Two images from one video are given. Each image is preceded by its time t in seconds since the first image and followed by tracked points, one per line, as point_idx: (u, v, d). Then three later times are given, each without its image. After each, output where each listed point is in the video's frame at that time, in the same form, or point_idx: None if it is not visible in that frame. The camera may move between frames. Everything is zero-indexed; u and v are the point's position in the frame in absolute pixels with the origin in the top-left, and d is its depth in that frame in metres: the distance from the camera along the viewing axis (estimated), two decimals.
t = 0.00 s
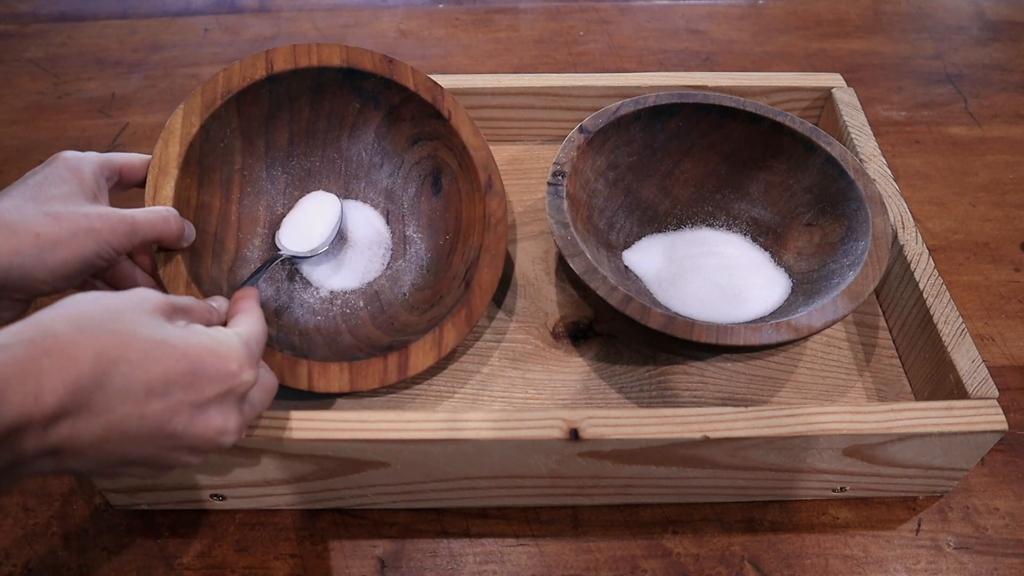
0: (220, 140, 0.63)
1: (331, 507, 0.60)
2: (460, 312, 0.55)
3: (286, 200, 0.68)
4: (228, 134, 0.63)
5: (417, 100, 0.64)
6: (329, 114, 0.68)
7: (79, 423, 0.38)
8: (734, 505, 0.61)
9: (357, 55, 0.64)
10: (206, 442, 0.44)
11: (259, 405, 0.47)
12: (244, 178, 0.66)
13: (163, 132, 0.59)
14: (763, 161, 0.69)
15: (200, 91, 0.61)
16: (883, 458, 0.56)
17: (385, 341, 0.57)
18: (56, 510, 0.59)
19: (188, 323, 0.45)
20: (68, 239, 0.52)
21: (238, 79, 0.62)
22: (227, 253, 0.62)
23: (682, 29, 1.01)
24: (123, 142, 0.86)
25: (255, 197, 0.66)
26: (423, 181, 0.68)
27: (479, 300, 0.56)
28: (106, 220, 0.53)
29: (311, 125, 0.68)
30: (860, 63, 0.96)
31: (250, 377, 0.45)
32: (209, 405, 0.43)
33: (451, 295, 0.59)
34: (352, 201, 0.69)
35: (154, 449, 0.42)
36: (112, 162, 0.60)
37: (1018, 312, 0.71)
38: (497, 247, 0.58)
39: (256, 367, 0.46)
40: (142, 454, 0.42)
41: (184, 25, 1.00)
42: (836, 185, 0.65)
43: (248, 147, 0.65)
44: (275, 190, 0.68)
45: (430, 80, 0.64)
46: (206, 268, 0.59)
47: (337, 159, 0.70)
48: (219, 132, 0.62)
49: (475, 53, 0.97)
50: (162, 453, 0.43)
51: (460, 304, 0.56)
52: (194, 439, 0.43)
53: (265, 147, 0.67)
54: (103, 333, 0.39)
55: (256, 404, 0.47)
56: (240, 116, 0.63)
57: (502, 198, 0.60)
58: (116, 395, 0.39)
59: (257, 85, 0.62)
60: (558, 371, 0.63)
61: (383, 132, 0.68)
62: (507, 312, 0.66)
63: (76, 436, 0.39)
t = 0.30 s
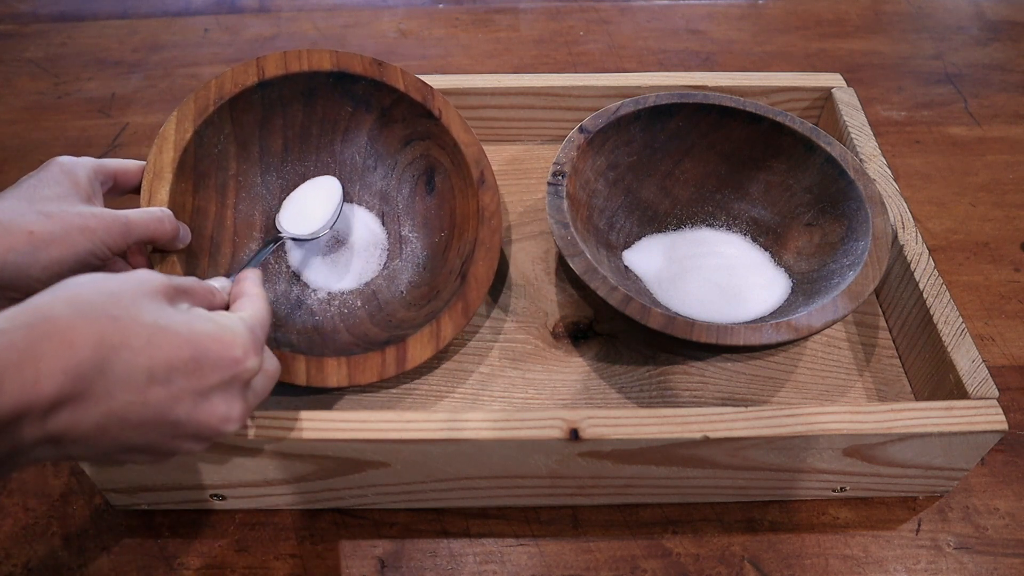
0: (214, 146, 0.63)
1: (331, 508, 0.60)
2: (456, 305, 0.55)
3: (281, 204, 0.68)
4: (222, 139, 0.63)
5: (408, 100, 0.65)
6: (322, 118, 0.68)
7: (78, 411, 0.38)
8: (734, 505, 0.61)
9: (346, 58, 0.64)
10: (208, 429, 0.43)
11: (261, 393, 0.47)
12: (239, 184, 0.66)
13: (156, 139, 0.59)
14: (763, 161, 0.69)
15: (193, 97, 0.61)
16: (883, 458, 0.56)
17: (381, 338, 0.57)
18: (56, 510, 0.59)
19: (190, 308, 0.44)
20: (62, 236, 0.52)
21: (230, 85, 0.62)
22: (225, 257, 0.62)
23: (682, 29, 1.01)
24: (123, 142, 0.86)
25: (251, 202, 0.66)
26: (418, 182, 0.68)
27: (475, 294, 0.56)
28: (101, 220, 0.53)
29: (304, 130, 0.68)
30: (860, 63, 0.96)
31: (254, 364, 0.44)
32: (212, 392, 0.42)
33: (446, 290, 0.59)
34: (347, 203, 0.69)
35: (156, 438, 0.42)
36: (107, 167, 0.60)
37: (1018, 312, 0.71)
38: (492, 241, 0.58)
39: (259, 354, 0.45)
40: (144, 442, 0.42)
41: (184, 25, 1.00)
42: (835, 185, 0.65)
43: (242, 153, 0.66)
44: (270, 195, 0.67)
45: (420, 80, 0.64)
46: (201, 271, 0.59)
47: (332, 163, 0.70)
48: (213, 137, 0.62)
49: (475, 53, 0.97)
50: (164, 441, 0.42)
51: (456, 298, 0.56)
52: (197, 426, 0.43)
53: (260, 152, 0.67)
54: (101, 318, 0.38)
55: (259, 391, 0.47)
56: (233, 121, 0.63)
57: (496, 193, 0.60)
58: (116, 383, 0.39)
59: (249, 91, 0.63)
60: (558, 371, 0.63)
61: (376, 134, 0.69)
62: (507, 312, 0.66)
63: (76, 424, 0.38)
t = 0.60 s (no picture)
0: (211, 149, 0.63)
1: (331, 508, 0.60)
2: (454, 299, 0.55)
3: (280, 207, 0.68)
4: (219, 143, 0.64)
5: (403, 99, 0.65)
6: (318, 121, 0.68)
7: (86, 399, 0.36)
8: (734, 505, 0.61)
9: (341, 60, 0.65)
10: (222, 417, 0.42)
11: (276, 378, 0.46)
12: (237, 187, 0.66)
13: (154, 143, 0.60)
14: (762, 160, 0.69)
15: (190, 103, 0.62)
16: (883, 458, 0.56)
17: (380, 335, 0.57)
18: (56, 511, 0.59)
19: (203, 289, 0.42)
20: (59, 235, 0.51)
21: (226, 89, 0.63)
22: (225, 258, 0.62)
23: (682, 29, 1.01)
24: (123, 142, 0.86)
25: (249, 206, 0.66)
26: (415, 181, 0.68)
27: (473, 287, 0.56)
28: (98, 219, 0.53)
29: (300, 133, 0.68)
30: (860, 63, 0.96)
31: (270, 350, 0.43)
32: (227, 379, 0.41)
33: (446, 285, 0.59)
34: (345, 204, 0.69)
35: (169, 426, 0.40)
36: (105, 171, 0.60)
37: (1018, 312, 0.71)
38: (489, 237, 0.58)
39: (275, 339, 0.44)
40: (155, 430, 0.40)
41: (184, 25, 1.00)
42: (835, 185, 0.65)
43: (239, 156, 0.66)
44: (268, 198, 0.67)
45: (413, 80, 0.65)
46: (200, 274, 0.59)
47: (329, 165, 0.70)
48: (209, 140, 0.63)
49: (475, 53, 0.97)
50: (176, 429, 0.41)
51: (455, 292, 0.56)
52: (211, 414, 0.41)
53: (257, 156, 0.67)
54: (109, 302, 0.36)
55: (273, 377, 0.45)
56: (229, 125, 0.64)
57: (492, 188, 0.60)
58: (127, 369, 0.37)
59: (245, 95, 0.63)
60: (558, 371, 0.63)
61: (372, 135, 0.69)
62: (508, 312, 0.66)
63: (83, 412, 0.36)
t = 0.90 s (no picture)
0: (204, 162, 0.63)
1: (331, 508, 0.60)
2: (454, 279, 0.55)
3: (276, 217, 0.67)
4: (211, 155, 0.64)
5: (388, 103, 0.65)
6: (307, 132, 0.68)
7: (173, 350, 0.35)
8: (734, 506, 0.61)
9: (324, 70, 0.65)
10: (303, 373, 0.42)
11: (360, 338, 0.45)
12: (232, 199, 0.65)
13: (148, 156, 0.60)
14: (762, 160, 0.69)
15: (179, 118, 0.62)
16: (883, 458, 0.56)
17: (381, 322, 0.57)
18: (56, 511, 0.59)
19: (290, 240, 0.41)
20: (56, 222, 0.52)
21: (214, 103, 0.63)
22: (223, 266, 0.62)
23: (681, 29, 1.01)
24: (123, 142, 0.86)
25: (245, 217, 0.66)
26: (405, 184, 0.68)
27: (473, 265, 0.56)
28: (95, 213, 0.55)
29: (290, 145, 0.68)
30: (860, 63, 0.96)
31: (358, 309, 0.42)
32: (311, 336, 0.40)
33: (442, 270, 0.59)
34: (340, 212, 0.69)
35: (252, 379, 0.40)
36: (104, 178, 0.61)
37: (1018, 312, 0.71)
38: (483, 220, 0.58)
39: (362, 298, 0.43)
40: (236, 382, 0.40)
41: (184, 25, 1.00)
42: (836, 185, 0.65)
43: (233, 169, 0.66)
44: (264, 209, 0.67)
45: (395, 83, 0.65)
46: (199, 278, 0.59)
47: (321, 175, 0.69)
48: (202, 153, 0.63)
49: (475, 53, 0.97)
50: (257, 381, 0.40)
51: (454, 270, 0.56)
52: (294, 369, 0.41)
53: (250, 169, 0.67)
54: (203, 249, 0.35)
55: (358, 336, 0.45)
56: (220, 139, 0.64)
57: (481, 175, 0.60)
58: (216, 322, 0.36)
59: (233, 108, 0.64)
60: (558, 371, 0.63)
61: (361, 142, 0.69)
62: (508, 312, 0.66)
63: (169, 363, 0.36)
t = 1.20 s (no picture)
0: (211, 189, 0.63)
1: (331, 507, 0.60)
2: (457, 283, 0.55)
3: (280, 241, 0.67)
4: (217, 183, 0.64)
5: (391, 124, 0.65)
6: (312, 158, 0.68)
7: (355, 299, 0.34)
8: (734, 506, 0.61)
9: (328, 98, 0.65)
10: (476, 340, 0.40)
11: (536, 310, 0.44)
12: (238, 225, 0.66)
13: (153, 183, 0.60)
14: (763, 160, 0.69)
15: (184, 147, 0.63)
16: (883, 458, 0.56)
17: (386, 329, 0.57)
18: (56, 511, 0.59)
19: (475, 199, 0.40)
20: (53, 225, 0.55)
21: (219, 132, 0.63)
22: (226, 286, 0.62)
23: (681, 29, 1.01)
24: (123, 142, 0.86)
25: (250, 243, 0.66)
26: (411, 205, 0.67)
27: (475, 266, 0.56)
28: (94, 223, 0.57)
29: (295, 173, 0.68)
30: (860, 63, 0.96)
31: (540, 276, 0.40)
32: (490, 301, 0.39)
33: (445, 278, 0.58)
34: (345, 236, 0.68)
35: (425, 338, 0.39)
36: (113, 200, 0.64)
37: (1018, 312, 0.71)
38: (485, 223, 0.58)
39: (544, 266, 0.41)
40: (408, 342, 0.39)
41: (184, 25, 1.00)
42: (836, 185, 0.64)
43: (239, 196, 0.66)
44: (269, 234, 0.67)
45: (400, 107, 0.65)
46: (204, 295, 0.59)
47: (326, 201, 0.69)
48: (208, 181, 0.63)
49: (475, 53, 0.97)
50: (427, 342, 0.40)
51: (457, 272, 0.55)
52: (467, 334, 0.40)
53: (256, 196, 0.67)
54: (394, 198, 0.34)
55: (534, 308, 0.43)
56: (226, 166, 0.65)
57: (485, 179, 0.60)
58: (401, 276, 0.35)
59: (238, 137, 0.64)
60: (558, 371, 0.63)
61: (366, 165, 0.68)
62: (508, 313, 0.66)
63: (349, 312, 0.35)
